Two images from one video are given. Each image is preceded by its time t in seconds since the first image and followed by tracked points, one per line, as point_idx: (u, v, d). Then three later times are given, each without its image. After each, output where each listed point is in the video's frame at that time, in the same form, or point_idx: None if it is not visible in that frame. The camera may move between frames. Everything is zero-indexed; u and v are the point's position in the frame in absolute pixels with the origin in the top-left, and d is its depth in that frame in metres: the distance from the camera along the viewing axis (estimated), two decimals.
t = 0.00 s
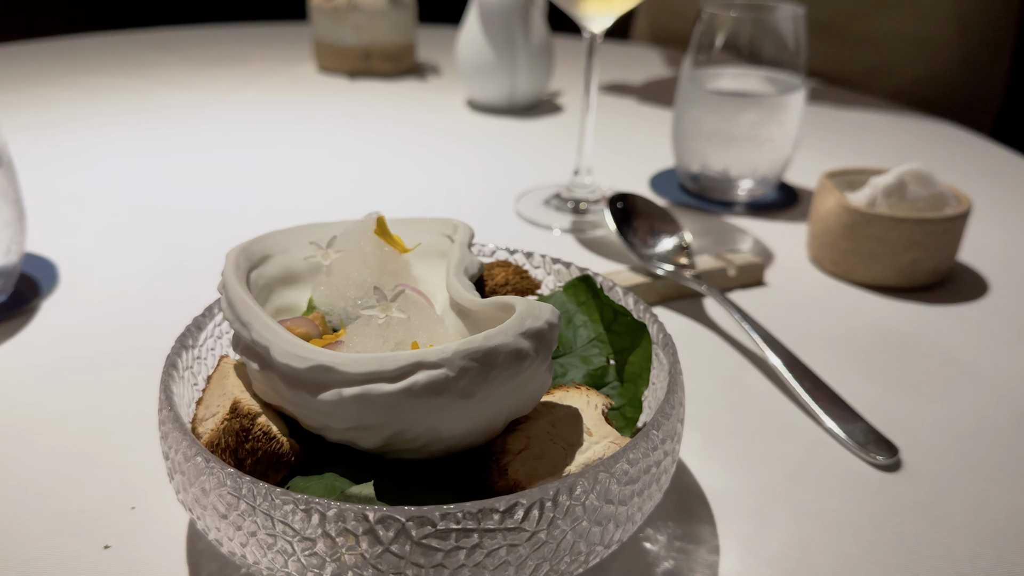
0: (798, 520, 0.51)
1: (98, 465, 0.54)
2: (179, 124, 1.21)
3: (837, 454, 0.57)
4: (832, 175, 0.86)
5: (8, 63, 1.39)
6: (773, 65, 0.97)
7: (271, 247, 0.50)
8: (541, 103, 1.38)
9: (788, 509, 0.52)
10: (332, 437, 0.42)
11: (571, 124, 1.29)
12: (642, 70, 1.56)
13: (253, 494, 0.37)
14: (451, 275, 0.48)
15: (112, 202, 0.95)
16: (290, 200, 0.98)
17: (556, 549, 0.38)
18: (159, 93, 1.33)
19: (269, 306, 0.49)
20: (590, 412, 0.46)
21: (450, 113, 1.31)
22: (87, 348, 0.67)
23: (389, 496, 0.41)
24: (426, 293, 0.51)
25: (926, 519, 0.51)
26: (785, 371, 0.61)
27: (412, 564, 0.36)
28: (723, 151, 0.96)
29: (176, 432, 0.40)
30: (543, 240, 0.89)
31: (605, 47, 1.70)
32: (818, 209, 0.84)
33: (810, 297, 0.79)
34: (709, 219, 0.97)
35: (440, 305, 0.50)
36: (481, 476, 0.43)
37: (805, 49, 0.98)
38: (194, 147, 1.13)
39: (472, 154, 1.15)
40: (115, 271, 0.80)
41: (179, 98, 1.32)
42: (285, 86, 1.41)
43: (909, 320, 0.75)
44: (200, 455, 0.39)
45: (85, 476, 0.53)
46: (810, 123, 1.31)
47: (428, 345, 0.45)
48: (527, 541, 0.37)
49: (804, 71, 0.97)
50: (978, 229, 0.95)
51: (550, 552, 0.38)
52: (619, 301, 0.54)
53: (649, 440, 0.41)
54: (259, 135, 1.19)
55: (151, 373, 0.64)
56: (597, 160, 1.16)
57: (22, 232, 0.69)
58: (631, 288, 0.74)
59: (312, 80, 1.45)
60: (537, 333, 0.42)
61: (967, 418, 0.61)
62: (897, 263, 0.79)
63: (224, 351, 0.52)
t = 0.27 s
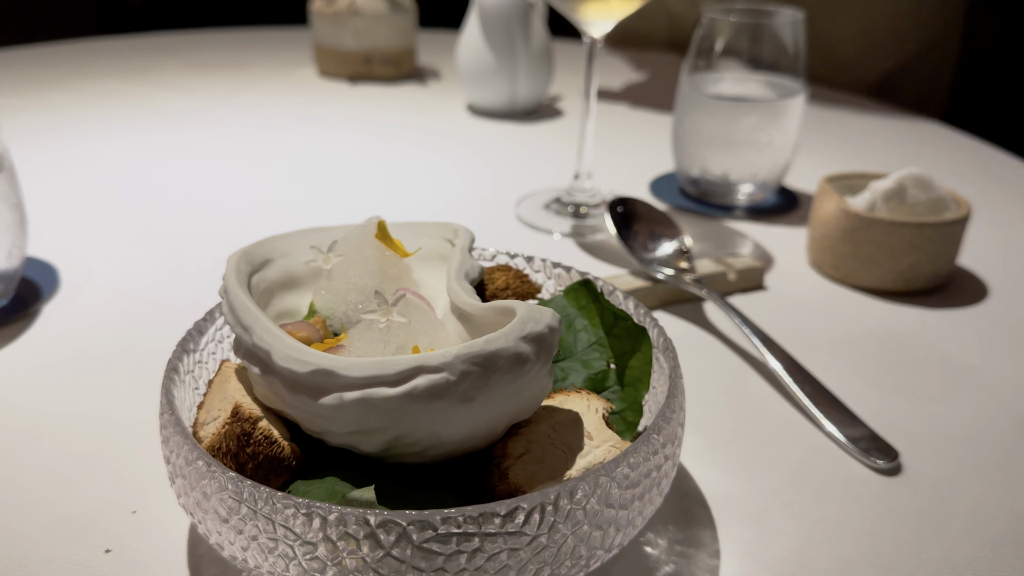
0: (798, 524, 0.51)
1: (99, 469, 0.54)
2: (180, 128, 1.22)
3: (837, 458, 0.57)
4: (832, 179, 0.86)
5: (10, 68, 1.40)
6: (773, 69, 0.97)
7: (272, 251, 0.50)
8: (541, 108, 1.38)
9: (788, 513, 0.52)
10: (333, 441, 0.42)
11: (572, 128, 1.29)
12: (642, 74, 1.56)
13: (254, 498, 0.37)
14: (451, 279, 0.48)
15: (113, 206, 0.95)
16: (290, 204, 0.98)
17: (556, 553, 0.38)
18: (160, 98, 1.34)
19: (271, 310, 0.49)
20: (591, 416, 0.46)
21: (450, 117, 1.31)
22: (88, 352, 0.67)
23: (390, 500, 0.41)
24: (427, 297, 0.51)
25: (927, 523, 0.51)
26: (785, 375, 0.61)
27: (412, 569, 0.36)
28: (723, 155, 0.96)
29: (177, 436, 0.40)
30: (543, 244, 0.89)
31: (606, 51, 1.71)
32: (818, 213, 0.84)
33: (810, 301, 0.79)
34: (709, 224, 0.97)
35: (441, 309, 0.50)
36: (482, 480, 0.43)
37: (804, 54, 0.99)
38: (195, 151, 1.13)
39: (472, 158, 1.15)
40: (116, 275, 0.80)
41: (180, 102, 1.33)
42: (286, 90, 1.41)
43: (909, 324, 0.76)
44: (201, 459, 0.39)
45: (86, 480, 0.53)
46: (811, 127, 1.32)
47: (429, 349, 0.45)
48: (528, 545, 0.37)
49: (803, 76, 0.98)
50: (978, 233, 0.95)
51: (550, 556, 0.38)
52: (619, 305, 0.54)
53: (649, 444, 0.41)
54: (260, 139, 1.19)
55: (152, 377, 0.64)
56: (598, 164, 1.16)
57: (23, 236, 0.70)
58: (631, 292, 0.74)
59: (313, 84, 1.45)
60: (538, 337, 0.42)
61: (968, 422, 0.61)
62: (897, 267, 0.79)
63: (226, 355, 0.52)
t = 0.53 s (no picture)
0: (798, 528, 0.51)
1: (100, 473, 0.54)
2: (182, 132, 1.22)
3: (837, 462, 0.57)
4: (831, 183, 0.87)
5: (12, 72, 1.40)
6: (773, 74, 0.97)
7: (273, 256, 0.50)
8: (541, 112, 1.39)
9: (788, 517, 0.52)
10: (334, 446, 0.42)
11: (572, 133, 1.30)
12: (642, 79, 1.56)
13: (256, 503, 0.37)
14: (452, 284, 0.48)
15: (114, 210, 0.95)
16: (291, 209, 0.98)
17: (557, 557, 0.38)
18: (161, 102, 1.34)
19: (272, 315, 0.50)
20: (591, 420, 0.46)
21: (451, 122, 1.32)
22: (90, 356, 0.67)
23: (391, 504, 0.41)
24: (427, 301, 0.51)
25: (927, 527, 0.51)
26: (785, 380, 0.62)
27: (413, 573, 0.36)
28: (723, 160, 0.97)
29: (178, 440, 0.40)
30: (544, 248, 0.89)
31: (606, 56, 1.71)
32: (818, 218, 0.85)
33: (810, 305, 0.79)
34: (709, 228, 0.97)
35: (442, 313, 0.50)
36: (482, 484, 0.43)
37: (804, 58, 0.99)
38: (196, 155, 1.13)
39: (473, 162, 1.15)
40: (117, 279, 0.80)
41: (181, 106, 1.33)
42: (287, 95, 1.42)
43: (909, 328, 0.76)
44: (202, 463, 0.39)
45: (87, 484, 0.53)
46: (811, 132, 1.32)
47: (430, 354, 0.45)
48: (529, 549, 0.37)
49: (803, 81, 0.98)
50: (978, 238, 0.95)
51: (551, 560, 0.38)
52: (620, 309, 0.55)
53: (650, 449, 0.41)
54: (261, 144, 1.19)
55: (153, 382, 0.64)
56: (598, 169, 1.16)
57: (25, 240, 0.70)
58: (631, 297, 0.75)
59: (314, 89, 1.46)
60: (538, 341, 0.42)
61: (968, 427, 0.61)
62: (897, 272, 0.79)
63: (227, 359, 0.52)
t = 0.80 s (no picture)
0: (799, 532, 0.51)
1: (100, 477, 0.54)
2: (182, 136, 1.22)
3: (838, 466, 0.57)
4: (832, 187, 0.87)
5: (13, 75, 1.40)
6: (773, 78, 0.97)
7: (273, 259, 0.50)
8: (542, 115, 1.39)
9: (789, 521, 0.52)
10: (333, 449, 0.42)
11: (572, 136, 1.30)
12: (643, 82, 1.57)
13: (254, 506, 0.37)
14: (452, 287, 0.48)
15: (115, 213, 0.95)
16: (291, 212, 0.98)
17: (557, 561, 0.38)
18: (161, 105, 1.34)
19: (272, 318, 0.49)
20: (591, 423, 0.46)
21: (451, 125, 1.32)
22: (90, 359, 0.67)
23: (391, 507, 0.41)
24: (427, 304, 0.51)
25: (928, 531, 0.51)
26: (785, 383, 0.61)
27: None
28: (724, 163, 0.97)
29: (178, 444, 0.40)
30: (544, 252, 0.89)
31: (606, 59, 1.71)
32: (819, 221, 0.84)
33: (810, 308, 0.79)
34: (710, 231, 0.97)
35: (441, 316, 0.50)
36: (482, 488, 0.43)
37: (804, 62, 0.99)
38: (196, 158, 1.13)
39: (473, 166, 1.15)
40: (117, 283, 0.80)
41: (182, 110, 1.33)
42: (287, 98, 1.42)
43: (909, 331, 0.76)
44: (201, 467, 0.39)
45: (86, 488, 0.53)
46: (811, 135, 1.32)
47: (430, 357, 0.45)
48: (529, 553, 0.37)
49: (804, 84, 0.98)
50: (979, 241, 0.95)
51: (551, 564, 0.38)
52: (620, 312, 0.55)
53: (650, 452, 0.41)
54: (261, 147, 1.19)
55: (153, 385, 0.64)
56: (598, 172, 1.16)
57: (25, 243, 0.70)
58: (632, 300, 0.74)
59: (315, 92, 1.46)
60: (538, 345, 0.42)
61: (969, 430, 0.61)
62: (897, 275, 0.79)
63: (226, 362, 0.52)
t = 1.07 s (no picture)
0: (800, 535, 0.51)
1: (100, 479, 0.54)
2: (183, 138, 1.22)
3: (839, 469, 0.57)
4: (832, 190, 0.87)
5: (14, 78, 1.40)
6: (774, 81, 0.98)
7: (275, 262, 0.50)
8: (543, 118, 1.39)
9: (790, 524, 0.52)
10: (335, 452, 0.42)
11: (573, 139, 1.30)
12: (644, 85, 1.57)
13: (256, 509, 0.37)
14: (454, 290, 0.48)
15: (116, 216, 0.95)
16: (292, 215, 0.98)
17: (558, 564, 0.38)
18: (163, 108, 1.34)
19: (273, 321, 0.49)
20: (593, 426, 0.46)
21: (452, 128, 1.32)
22: (91, 362, 0.67)
23: (392, 510, 0.41)
24: (428, 307, 0.51)
25: (929, 534, 0.51)
26: (786, 386, 0.61)
27: None
28: (724, 166, 0.97)
29: (179, 446, 0.40)
30: (545, 255, 0.89)
31: (607, 62, 1.71)
32: (819, 224, 0.85)
33: (811, 311, 0.79)
34: (710, 234, 0.97)
35: (443, 319, 0.50)
36: (483, 491, 0.43)
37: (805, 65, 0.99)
38: (198, 161, 1.14)
39: (474, 168, 1.15)
40: (118, 285, 0.80)
41: (183, 113, 1.33)
42: (289, 101, 1.42)
43: (910, 334, 0.76)
44: (203, 470, 0.39)
45: (87, 490, 0.53)
46: (812, 138, 1.32)
47: (431, 360, 0.45)
48: (530, 556, 0.37)
49: (804, 87, 0.98)
50: (979, 245, 0.95)
51: (552, 567, 0.38)
52: (621, 315, 0.55)
53: (651, 455, 0.41)
54: (262, 150, 1.20)
55: (154, 388, 0.64)
56: (599, 175, 1.16)
57: (26, 246, 0.70)
58: (633, 303, 0.74)
59: (316, 95, 1.46)
60: (539, 348, 0.42)
61: (970, 434, 0.61)
62: (898, 278, 0.79)
63: (228, 365, 0.52)
